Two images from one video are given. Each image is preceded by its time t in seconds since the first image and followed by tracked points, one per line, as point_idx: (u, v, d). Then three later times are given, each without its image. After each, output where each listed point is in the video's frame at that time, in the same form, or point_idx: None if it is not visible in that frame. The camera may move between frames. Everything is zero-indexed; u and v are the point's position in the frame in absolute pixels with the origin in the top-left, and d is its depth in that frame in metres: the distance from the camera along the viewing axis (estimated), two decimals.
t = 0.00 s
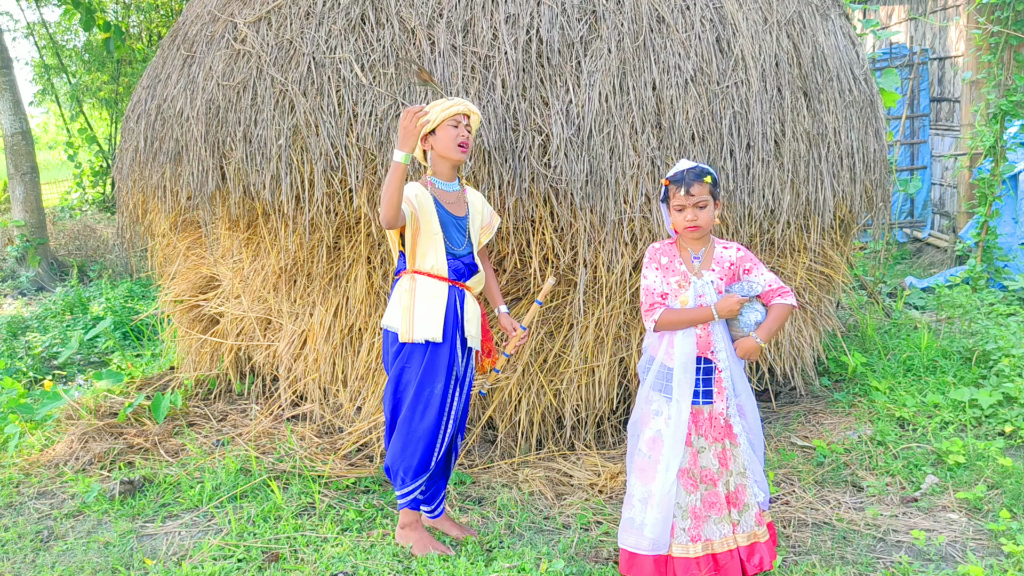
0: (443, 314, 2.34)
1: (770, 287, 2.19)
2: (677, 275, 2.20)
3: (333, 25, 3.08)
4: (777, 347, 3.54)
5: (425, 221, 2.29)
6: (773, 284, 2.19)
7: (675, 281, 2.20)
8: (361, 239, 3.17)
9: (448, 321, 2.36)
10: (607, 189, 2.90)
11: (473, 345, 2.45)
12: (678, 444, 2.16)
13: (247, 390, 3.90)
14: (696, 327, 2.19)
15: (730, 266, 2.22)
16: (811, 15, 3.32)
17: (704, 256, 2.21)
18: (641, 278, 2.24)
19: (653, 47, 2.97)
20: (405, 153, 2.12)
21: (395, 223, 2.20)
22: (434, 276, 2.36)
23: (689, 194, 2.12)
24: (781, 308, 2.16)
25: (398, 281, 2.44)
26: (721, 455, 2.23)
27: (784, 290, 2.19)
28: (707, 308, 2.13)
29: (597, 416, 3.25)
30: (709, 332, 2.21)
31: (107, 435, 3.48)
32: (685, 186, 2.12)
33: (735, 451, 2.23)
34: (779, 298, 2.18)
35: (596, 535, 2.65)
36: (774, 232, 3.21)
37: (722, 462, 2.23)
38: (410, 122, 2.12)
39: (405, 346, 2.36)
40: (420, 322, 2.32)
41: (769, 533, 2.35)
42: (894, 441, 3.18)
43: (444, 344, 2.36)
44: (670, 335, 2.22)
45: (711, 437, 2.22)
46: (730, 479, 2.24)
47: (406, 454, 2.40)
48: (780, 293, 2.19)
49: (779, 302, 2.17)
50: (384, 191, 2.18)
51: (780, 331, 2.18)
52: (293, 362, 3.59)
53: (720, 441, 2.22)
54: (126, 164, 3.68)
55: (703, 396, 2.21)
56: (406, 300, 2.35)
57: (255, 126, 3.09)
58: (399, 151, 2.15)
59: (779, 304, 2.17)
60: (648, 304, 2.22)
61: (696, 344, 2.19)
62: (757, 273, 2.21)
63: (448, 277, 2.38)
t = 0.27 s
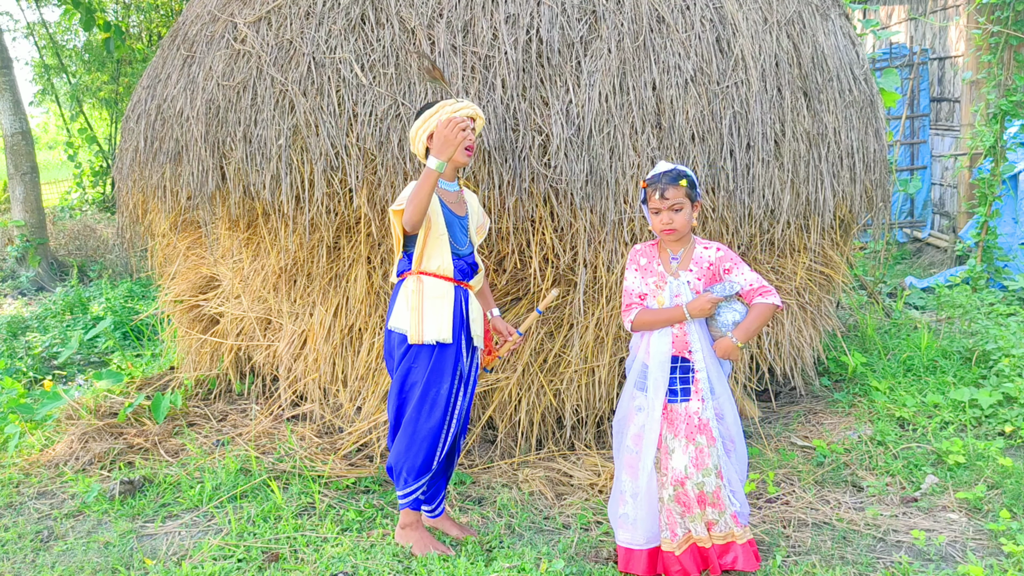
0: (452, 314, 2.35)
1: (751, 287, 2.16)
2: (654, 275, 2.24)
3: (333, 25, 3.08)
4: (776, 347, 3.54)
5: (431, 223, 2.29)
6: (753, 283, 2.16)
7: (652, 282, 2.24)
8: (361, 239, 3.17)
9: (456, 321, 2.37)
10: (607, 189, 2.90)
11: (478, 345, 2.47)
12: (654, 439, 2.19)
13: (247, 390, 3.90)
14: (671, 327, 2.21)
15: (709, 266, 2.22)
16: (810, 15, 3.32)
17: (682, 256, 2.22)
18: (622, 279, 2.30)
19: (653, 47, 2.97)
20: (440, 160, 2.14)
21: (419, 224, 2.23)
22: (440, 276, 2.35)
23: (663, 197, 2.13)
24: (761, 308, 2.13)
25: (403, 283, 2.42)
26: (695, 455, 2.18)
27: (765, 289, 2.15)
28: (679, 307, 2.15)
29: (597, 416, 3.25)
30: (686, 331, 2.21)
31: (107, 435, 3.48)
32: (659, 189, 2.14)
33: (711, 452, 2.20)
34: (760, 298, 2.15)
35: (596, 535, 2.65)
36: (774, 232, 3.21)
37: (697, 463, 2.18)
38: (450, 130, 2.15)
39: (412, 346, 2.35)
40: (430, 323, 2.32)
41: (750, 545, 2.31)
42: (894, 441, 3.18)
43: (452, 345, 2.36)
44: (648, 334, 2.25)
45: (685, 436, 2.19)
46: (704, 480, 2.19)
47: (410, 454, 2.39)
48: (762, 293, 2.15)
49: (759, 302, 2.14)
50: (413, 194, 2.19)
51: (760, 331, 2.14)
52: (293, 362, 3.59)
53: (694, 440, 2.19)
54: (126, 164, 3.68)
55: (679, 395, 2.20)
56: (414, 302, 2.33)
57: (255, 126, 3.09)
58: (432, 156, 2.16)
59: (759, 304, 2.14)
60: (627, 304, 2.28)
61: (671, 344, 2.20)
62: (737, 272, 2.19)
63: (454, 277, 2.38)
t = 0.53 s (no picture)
0: (456, 315, 2.35)
1: (743, 282, 2.16)
2: (646, 275, 2.24)
3: (333, 25, 3.08)
4: (776, 347, 3.54)
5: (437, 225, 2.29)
6: (745, 279, 2.16)
7: (645, 282, 2.24)
8: (360, 239, 3.17)
9: (460, 321, 2.37)
10: (607, 189, 2.89)
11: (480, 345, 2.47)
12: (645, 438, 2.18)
13: (247, 390, 3.90)
14: (664, 326, 2.21)
15: (701, 264, 2.22)
16: (810, 15, 3.32)
17: (673, 256, 2.22)
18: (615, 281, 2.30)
19: (653, 47, 2.97)
20: (461, 174, 2.09)
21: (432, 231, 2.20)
22: (444, 277, 2.35)
23: (649, 198, 2.13)
24: (754, 303, 2.12)
25: (406, 284, 2.40)
26: (673, 453, 2.17)
27: (758, 284, 2.14)
28: (671, 307, 2.15)
29: (597, 416, 3.25)
30: (678, 330, 2.20)
31: (107, 435, 3.48)
32: (645, 191, 2.14)
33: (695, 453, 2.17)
34: (754, 293, 2.14)
35: (596, 535, 2.65)
36: (774, 232, 3.22)
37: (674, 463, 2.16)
38: (473, 147, 2.08)
39: (416, 348, 2.35)
40: (436, 324, 2.31)
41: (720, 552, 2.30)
42: (894, 441, 3.18)
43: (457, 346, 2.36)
44: (642, 334, 2.25)
45: (667, 434, 2.18)
46: (678, 479, 2.17)
47: (412, 454, 2.39)
48: (755, 288, 2.15)
49: (753, 297, 2.13)
50: (430, 201, 2.15)
51: (754, 327, 2.14)
52: (293, 362, 3.59)
53: (676, 438, 2.17)
54: (126, 164, 3.68)
55: (671, 393, 2.19)
56: (419, 303, 2.32)
57: (255, 126, 3.09)
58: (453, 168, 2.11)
59: (752, 299, 2.13)
60: (620, 306, 2.28)
61: (664, 343, 2.19)
62: (729, 269, 2.19)
63: (456, 278, 2.38)
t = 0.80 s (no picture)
0: (459, 316, 2.34)
1: (741, 282, 2.15)
2: (644, 275, 2.23)
3: (333, 25, 3.08)
4: (776, 347, 3.54)
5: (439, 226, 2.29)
6: (744, 278, 2.15)
7: (642, 282, 2.23)
8: (360, 239, 3.17)
9: (462, 322, 2.36)
10: (607, 189, 2.89)
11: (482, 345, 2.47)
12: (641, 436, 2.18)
13: (247, 390, 3.90)
14: (662, 325, 2.21)
15: (698, 263, 2.22)
16: (810, 15, 3.32)
17: (671, 255, 2.22)
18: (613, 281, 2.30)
19: (653, 47, 2.97)
20: (464, 177, 2.10)
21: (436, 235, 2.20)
22: (445, 278, 2.35)
23: (644, 198, 2.13)
24: (753, 302, 2.11)
25: (407, 286, 2.39)
26: (673, 454, 2.18)
27: (756, 283, 2.13)
28: (669, 306, 2.15)
29: (597, 416, 3.25)
30: (676, 330, 2.21)
31: (107, 435, 3.48)
32: (640, 191, 2.14)
33: (693, 452, 2.19)
34: (751, 292, 2.13)
35: (596, 535, 2.65)
36: (774, 232, 3.21)
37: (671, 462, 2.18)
38: (474, 150, 2.08)
39: (419, 349, 2.34)
40: (439, 326, 2.31)
41: (720, 550, 2.31)
42: (894, 441, 3.18)
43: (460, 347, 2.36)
44: (640, 334, 2.24)
45: (667, 434, 2.20)
46: (679, 480, 2.18)
47: (413, 455, 2.39)
48: (753, 287, 2.13)
49: (750, 296, 2.11)
50: (434, 205, 2.15)
51: (753, 326, 2.12)
52: (293, 362, 3.59)
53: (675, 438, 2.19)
54: (126, 164, 3.68)
55: (669, 393, 2.21)
56: (422, 305, 2.31)
57: (255, 126, 3.09)
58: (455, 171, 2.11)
59: (750, 298, 2.11)
60: (618, 306, 2.27)
61: (662, 343, 2.20)
62: (727, 268, 2.18)
63: (458, 279, 2.38)
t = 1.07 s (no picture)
0: (459, 317, 2.35)
1: (747, 282, 2.17)
2: (650, 276, 2.23)
3: (333, 25, 3.08)
4: (776, 347, 3.54)
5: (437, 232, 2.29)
6: (749, 278, 2.17)
7: (648, 283, 2.23)
8: (360, 239, 3.17)
9: (462, 323, 2.37)
10: (607, 189, 2.89)
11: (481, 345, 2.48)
12: (656, 442, 2.17)
13: (247, 390, 3.90)
14: (670, 326, 2.21)
15: (704, 263, 2.22)
16: (810, 15, 3.32)
17: (676, 256, 2.22)
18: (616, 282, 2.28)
19: (653, 47, 2.97)
20: (460, 179, 2.10)
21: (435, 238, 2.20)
22: (445, 279, 2.34)
23: (650, 197, 2.13)
24: (759, 302, 2.13)
25: (406, 288, 2.38)
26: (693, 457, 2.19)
27: (762, 284, 2.15)
28: (677, 306, 2.14)
29: (597, 416, 3.25)
30: (685, 330, 2.21)
31: (107, 435, 3.48)
32: (646, 190, 2.13)
33: (713, 454, 2.21)
34: (758, 292, 2.15)
35: (596, 535, 2.65)
36: (774, 232, 3.21)
37: (695, 466, 2.19)
38: (470, 151, 2.08)
39: (419, 351, 2.34)
40: (441, 327, 2.30)
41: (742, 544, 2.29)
42: (894, 441, 3.18)
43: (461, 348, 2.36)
44: (647, 335, 2.24)
45: (686, 438, 2.20)
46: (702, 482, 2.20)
47: (414, 457, 2.39)
48: (759, 287, 2.16)
49: (757, 296, 2.14)
50: (431, 208, 2.15)
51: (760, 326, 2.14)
52: (293, 362, 3.59)
53: (694, 441, 2.19)
54: (126, 164, 3.68)
55: (683, 396, 2.21)
56: (423, 307, 2.31)
57: (255, 126, 3.09)
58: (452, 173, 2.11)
59: (757, 298, 2.14)
60: (624, 307, 2.26)
61: (672, 343, 2.20)
62: (732, 268, 2.20)
63: (457, 279, 2.38)
